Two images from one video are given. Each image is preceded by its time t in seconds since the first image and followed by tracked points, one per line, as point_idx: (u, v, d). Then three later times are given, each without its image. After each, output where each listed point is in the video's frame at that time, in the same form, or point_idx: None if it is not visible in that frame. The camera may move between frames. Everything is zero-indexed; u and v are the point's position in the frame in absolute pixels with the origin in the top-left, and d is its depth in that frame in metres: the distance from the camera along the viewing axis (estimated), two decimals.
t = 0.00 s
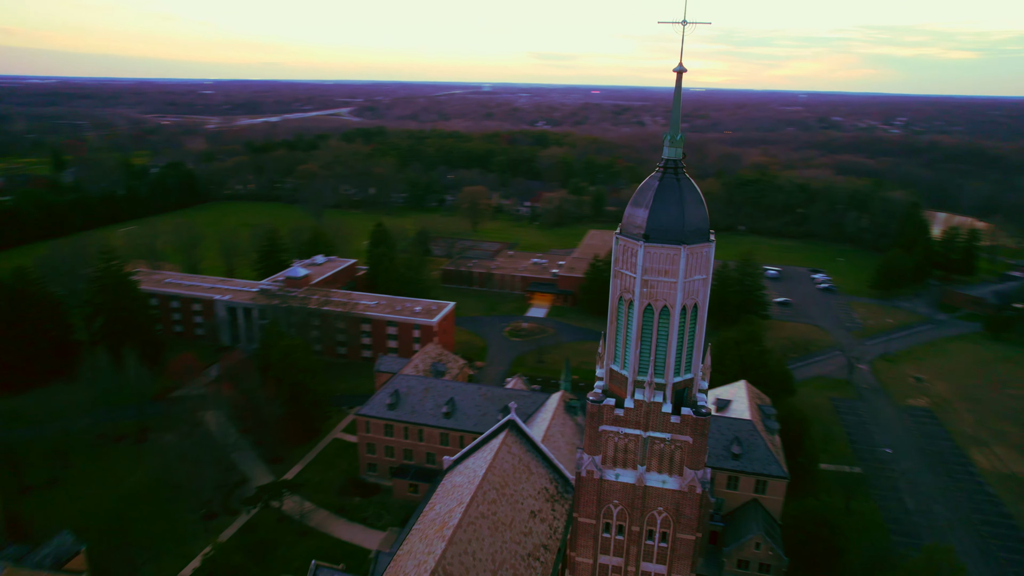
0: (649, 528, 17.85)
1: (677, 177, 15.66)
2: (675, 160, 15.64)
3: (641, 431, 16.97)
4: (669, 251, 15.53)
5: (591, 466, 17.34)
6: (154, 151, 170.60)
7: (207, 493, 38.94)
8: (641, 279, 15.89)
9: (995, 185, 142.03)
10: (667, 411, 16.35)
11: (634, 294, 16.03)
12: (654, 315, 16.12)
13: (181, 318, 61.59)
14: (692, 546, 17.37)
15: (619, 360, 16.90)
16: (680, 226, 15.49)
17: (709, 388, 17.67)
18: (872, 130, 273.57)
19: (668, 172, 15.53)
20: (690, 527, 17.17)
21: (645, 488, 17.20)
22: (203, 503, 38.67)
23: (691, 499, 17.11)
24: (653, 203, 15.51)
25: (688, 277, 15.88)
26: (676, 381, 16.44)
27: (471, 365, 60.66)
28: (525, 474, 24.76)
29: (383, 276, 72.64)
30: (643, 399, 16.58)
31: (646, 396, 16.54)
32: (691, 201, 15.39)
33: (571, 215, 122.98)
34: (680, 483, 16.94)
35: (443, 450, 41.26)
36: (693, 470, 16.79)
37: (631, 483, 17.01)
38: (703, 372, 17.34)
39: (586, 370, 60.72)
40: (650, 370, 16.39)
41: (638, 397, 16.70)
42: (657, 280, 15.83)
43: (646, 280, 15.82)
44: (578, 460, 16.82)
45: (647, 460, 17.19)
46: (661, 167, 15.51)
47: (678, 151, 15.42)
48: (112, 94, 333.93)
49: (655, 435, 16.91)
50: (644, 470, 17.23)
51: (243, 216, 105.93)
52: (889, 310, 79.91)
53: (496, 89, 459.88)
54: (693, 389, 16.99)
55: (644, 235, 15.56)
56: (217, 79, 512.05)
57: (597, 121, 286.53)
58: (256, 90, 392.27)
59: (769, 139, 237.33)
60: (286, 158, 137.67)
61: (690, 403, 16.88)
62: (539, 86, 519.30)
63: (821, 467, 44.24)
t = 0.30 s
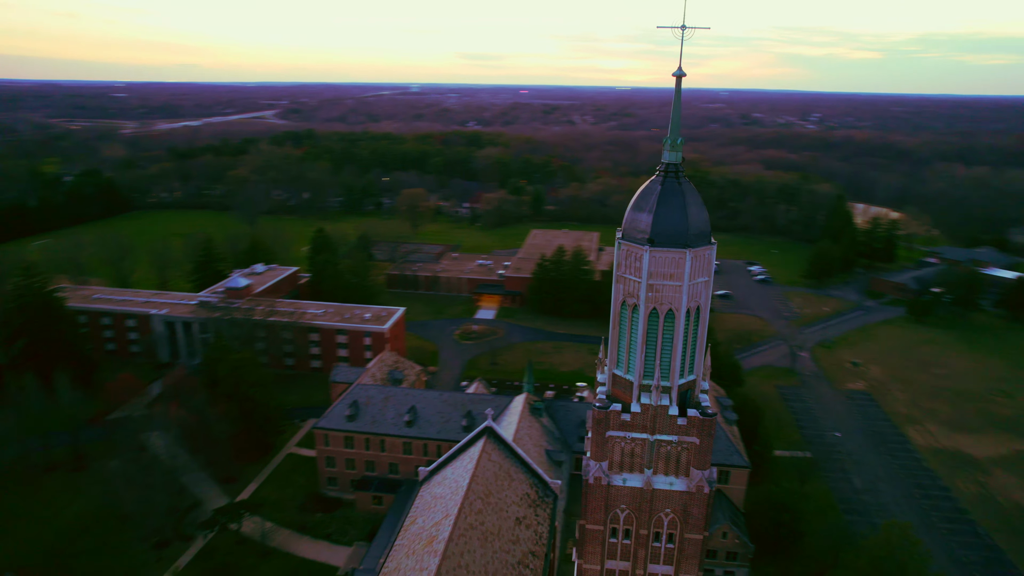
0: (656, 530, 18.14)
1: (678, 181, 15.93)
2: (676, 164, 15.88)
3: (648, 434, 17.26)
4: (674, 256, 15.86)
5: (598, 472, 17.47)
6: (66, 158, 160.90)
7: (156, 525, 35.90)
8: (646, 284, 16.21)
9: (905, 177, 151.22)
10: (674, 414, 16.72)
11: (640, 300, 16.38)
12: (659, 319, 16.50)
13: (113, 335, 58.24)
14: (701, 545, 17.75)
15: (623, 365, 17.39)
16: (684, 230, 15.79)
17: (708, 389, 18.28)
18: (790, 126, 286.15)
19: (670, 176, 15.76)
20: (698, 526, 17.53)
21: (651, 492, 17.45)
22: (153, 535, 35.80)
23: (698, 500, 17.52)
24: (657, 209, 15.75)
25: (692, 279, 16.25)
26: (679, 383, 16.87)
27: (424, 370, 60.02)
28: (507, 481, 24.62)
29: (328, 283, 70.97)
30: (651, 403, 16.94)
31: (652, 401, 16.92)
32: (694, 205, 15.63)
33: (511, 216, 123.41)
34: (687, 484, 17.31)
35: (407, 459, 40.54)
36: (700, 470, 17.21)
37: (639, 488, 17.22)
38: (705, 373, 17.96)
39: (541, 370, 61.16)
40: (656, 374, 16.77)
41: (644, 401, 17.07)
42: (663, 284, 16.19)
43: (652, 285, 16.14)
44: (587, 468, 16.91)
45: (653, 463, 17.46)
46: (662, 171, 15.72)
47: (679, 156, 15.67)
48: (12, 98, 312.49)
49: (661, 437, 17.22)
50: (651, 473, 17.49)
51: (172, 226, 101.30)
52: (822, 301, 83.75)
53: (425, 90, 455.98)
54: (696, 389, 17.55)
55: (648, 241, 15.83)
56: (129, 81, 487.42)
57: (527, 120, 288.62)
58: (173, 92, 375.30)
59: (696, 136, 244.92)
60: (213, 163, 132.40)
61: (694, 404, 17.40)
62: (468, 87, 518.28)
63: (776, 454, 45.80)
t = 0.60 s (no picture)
0: (663, 532, 18.11)
1: (679, 185, 16.21)
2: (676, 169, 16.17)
3: (654, 438, 17.29)
4: (679, 259, 16.10)
5: (605, 477, 17.35)
6: None
7: (101, 558, 33.88)
8: (651, 288, 16.38)
9: (825, 171, 158.90)
10: (680, 415, 16.88)
11: (644, 304, 16.53)
12: (665, 322, 16.72)
13: (38, 355, 54.50)
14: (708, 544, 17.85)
15: (629, 370, 17.45)
16: (687, 233, 16.06)
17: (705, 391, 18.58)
18: (714, 123, 295.96)
19: (670, 180, 16.02)
20: (706, 526, 17.64)
21: (659, 494, 17.44)
22: (98, 569, 33.76)
23: (704, 499, 17.66)
24: (660, 213, 15.99)
25: (694, 282, 16.53)
26: (683, 386, 17.07)
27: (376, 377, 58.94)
28: (488, 488, 24.39)
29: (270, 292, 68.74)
30: (658, 406, 17.05)
31: (658, 404, 17.09)
32: (696, 208, 15.92)
33: (451, 217, 122.71)
34: (694, 484, 17.44)
35: (370, 470, 39.67)
36: (706, 470, 17.37)
37: (647, 489, 17.20)
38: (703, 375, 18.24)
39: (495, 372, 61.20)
40: (663, 377, 16.92)
41: (651, 404, 17.20)
42: (669, 288, 16.40)
43: (658, 289, 16.34)
44: (595, 472, 16.82)
45: (660, 466, 17.50)
46: (663, 175, 15.97)
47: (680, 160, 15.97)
48: None
49: (668, 439, 17.29)
50: (658, 475, 17.51)
51: (93, 236, 95.81)
52: (758, 293, 87.02)
53: (352, 90, 447.23)
54: (697, 391, 17.82)
55: (653, 245, 16.03)
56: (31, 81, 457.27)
57: (459, 120, 287.64)
58: (81, 93, 354.12)
59: (626, 134, 249.87)
60: (134, 169, 125.88)
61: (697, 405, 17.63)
62: (396, 86, 511.99)
63: (732, 444, 47.10)
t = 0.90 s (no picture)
0: (666, 532, 18.49)
1: (676, 188, 16.41)
2: (672, 172, 16.36)
3: (659, 439, 17.65)
4: (682, 261, 16.33)
5: (612, 482, 17.56)
6: None
7: None
8: (654, 292, 16.57)
9: (749, 166, 165.33)
10: (685, 416, 17.32)
11: (648, 307, 16.69)
12: (667, 325, 16.94)
13: None
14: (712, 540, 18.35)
15: (632, 373, 17.61)
16: (688, 235, 16.29)
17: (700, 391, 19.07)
18: (639, 121, 302.78)
19: (668, 183, 16.20)
20: (712, 523, 18.14)
21: (665, 495, 17.83)
22: None
23: (707, 497, 18.17)
24: (662, 217, 16.17)
25: (696, 283, 16.80)
26: (687, 387, 17.45)
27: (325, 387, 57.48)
28: (469, 497, 24.20)
29: (206, 304, 65.99)
30: (663, 408, 17.44)
31: (663, 407, 17.46)
32: (696, 210, 16.18)
33: (388, 220, 120.97)
34: (697, 483, 17.92)
35: (330, 486, 38.57)
36: (709, 468, 17.88)
37: (655, 491, 17.54)
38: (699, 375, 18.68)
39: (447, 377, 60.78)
40: (667, 380, 17.24)
41: (655, 406, 17.52)
42: (671, 291, 16.61)
43: (660, 292, 16.53)
44: (606, 478, 17.02)
45: (664, 467, 17.90)
46: (662, 179, 16.13)
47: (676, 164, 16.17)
48: None
49: (672, 439, 17.70)
50: (663, 476, 17.90)
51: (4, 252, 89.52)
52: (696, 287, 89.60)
53: (273, 92, 433.79)
54: (696, 391, 18.29)
55: (656, 249, 16.19)
56: None
57: (387, 122, 283.83)
58: None
59: (556, 133, 252.84)
60: (44, 178, 118.21)
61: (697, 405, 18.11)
62: (320, 88, 500.36)
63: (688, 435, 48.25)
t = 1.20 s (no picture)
0: (668, 531, 18.87)
1: (673, 190, 16.70)
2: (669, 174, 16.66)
3: (661, 440, 18.00)
4: (682, 263, 16.63)
5: (617, 485, 17.75)
6: None
7: None
8: (656, 294, 16.81)
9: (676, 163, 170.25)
10: (686, 415, 17.71)
11: (650, 309, 16.93)
12: (669, 326, 17.25)
13: None
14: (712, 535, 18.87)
15: (633, 376, 17.87)
16: (687, 237, 16.62)
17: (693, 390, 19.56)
18: (566, 120, 306.55)
19: (666, 187, 16.49)
20: (712, 518, 18.66)
21: (668, 495, 18.20)
22: None
23: (707, 494, 18.67)
24: (662, 220, 16.43)
25: (695, 284, 17.16)
26: (686, 387, 17.89)
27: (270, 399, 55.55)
28: (449, 507, 23.89)
29: (136, 319, 62.58)
30: (665, 409, 17.79)
31: (666, 407, 17.80)
32: (694, 213, 16.50)
33: (322, 225, 118.04)
34: (698, 481, 18.39)
35: (288, 502, 37.32)
36: (709, 465, 18.39)
37: (660, 491, 17.87)
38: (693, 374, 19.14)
39: (397, 383, 59.83)
40: (669, 381, 17.59)
41: (657, 407, 17.84)
42: (672, 292, 16.92)
43: (662, 293, 16.81)
44: (612, 482, 17.17)
45: (666, 466, 18.27)
46: (660, 182, 16.40)
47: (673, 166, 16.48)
48: None
49: (675, 439, 18.08)
50: (666, 475, 18.27)
51: None
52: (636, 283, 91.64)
53: (188, 93, 415.93)
54: (693, 391, 18.74)
55: (657, 251, 16.43)
56: None
57: (311, 123, 277.00)
58: None
59: (485, 133, 253.09)
60: None
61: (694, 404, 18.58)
62: (238, 89, 482.98)
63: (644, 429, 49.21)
